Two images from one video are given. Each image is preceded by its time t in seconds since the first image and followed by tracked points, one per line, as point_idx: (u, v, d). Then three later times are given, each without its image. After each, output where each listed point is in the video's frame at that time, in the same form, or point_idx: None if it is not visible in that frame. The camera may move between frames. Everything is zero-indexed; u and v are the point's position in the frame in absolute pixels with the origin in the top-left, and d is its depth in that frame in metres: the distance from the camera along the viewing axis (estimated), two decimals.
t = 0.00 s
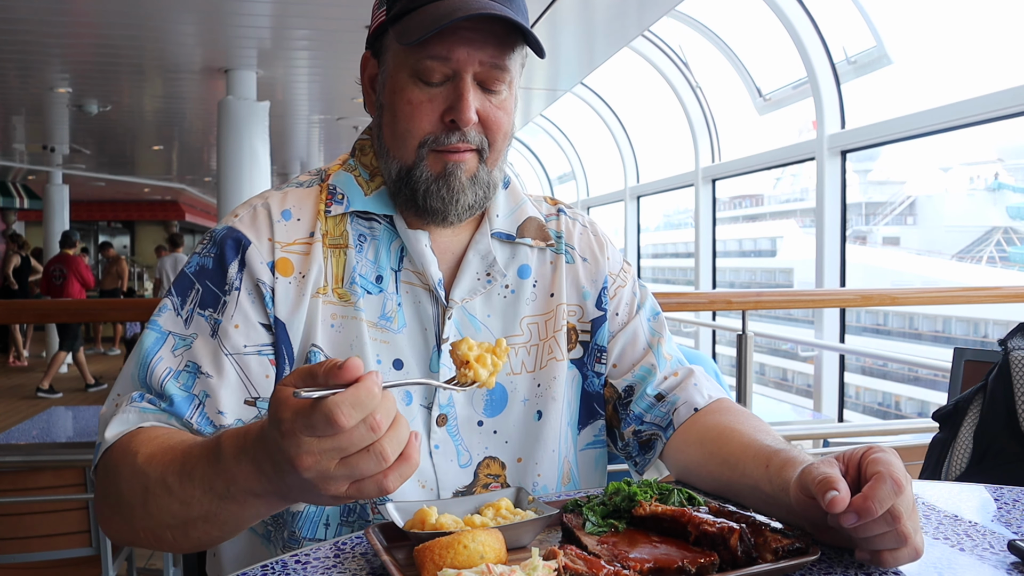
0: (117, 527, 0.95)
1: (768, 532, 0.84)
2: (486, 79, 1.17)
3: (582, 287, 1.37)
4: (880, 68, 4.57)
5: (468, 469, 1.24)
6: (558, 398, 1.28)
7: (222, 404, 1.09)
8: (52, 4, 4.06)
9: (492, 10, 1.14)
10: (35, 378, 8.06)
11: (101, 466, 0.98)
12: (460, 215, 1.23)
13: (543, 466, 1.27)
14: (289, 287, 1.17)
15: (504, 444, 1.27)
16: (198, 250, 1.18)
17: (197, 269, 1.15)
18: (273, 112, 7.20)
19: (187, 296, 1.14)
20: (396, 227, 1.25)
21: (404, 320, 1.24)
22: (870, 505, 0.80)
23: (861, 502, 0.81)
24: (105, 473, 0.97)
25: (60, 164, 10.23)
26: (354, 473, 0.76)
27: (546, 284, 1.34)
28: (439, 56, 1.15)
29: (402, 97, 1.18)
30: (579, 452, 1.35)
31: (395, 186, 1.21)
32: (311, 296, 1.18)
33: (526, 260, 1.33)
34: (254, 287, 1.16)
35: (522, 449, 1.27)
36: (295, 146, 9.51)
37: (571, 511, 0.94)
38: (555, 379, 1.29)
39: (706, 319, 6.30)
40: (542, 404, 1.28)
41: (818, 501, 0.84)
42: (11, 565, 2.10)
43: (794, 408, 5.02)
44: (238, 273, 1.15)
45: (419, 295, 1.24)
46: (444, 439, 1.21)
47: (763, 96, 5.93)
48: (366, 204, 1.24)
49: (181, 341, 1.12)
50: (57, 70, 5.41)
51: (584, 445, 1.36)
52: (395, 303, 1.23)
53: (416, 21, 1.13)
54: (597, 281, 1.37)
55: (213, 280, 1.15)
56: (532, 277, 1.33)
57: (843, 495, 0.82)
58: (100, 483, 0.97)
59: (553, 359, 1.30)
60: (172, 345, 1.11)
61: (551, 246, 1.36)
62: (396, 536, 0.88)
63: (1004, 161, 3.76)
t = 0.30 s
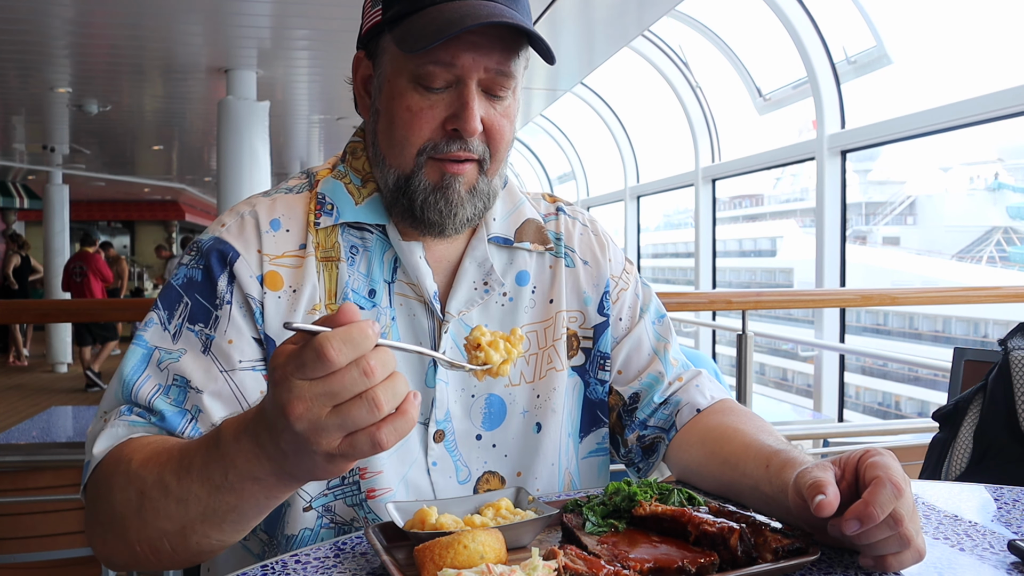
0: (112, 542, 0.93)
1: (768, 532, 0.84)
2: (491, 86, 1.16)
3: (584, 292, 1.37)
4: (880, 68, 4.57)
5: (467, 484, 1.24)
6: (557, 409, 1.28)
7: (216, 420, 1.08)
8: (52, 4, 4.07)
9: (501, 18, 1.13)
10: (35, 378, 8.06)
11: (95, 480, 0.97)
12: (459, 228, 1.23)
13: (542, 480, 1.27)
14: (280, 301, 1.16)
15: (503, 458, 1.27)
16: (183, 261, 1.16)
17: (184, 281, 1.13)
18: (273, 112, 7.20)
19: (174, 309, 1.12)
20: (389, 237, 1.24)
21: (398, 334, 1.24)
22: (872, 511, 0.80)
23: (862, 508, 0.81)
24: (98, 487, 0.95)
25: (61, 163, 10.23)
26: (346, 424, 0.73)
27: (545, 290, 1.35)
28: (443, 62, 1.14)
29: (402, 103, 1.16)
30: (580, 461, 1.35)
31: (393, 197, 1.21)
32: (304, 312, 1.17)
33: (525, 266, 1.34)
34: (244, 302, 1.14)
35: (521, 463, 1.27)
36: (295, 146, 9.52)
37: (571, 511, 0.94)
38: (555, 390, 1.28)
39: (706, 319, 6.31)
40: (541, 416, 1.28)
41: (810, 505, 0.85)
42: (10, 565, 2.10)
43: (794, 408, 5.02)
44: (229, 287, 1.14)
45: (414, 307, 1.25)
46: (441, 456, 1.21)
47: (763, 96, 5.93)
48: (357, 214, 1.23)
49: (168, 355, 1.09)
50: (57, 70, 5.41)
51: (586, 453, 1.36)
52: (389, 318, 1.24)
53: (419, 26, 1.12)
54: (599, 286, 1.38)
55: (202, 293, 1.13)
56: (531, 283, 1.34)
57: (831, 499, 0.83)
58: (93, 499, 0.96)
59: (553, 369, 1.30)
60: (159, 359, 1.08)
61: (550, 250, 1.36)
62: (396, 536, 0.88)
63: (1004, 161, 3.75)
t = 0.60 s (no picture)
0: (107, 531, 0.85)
1: (768, 532, 0.84)
2: (499, 99, 1.14)
3: (585, 296, 1.37)
4: (880, 68, 4.57)
5: (468, 492, 1.24)
6: (557, 416, 1.28)
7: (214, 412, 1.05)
8: (53, 5, 4.07)
9: (511, 34, 1.10)
10: (34, 378, 8.06)
11: (87, 468, 0.90)
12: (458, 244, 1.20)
13: (540, 487, 1.27)
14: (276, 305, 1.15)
15: (503, 466, 1.27)
16: (177, 261, 1.14)
17: (180, 279, 1.12)
18: (273, 112, 7.20)
19: (167, 306, 1.09)
20: (387, 244, 1.25)
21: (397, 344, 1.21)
22: (870, 514, 0.80)
23: (861, 511, 0.80)
24: (90, 474, 0.88)
25: (61, 163, 10.24)
26: (352, 372, 0.69)
27: (546, 295, 1.35)
28: (449, 75, 1.11)
29: (405, 115, 1.14)
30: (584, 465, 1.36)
31: (394, 211, 1.19)
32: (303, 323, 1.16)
33: (526, 271, 1.34)
34: (240, 305, 1.14)
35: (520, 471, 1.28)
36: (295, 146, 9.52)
37: (570, 511, 0.94)
38: (555, 398, 1.28)
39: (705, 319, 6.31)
40: (541, 424, 1.28)
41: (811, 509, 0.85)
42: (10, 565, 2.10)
43: (794, 408, 5.02)
44: (226, 289, 1.13)
45: (414, 314, 1.22)
46: (441, 465, 1.21)
47: (763, 96, 5.92)
48: (354, 220, 1.23)
49: (162, 351, 1.06)
50: (57, 70, 5.41)
51: (588, 458, 1.37)
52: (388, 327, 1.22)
53: (425, 38, 1.09)
54: (600, 291, 1.38)
55: (199, 292, 1.12)
56: (533, 289, 1.34)
57: (833, 505, 0.83)
58: (85, 489, 0.88)
59: (553, 376, 1.29)
60: (152, 353, 1.05)
61: (551, 254, 1.36)
62: (396, 536, 0.88)
63: (1004, 161, 3.75)
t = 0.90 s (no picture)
0: (116, 509, 0.82)
1: (768, 532, 0.84)
2: (508, 105, 1.13)
3: (590, 301, 1.38)
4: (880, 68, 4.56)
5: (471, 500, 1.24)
6: (558, 423, 1.27)
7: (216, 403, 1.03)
8: (53, 5, 4.07)
9: (522, 33, 1.09)
10: (34, 378, 8.06)
11: (88, 452, 0.86)
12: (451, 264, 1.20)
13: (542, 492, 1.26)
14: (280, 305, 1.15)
15: (507, 473, 1.27)
16: (179, 256, 1.14)
17: (184, 273, 1.11)
18: (273, 112, 7.20)
19: (170, 298, 1.08)
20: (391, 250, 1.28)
21: (400, 352, 1.21)
22: (870, 516, 0.80)
23: (860, 513, 0.81)
24: (93, 455, 0.85)
25: (60, 163, 10.24)
26: (364, 300, 0.72)
27: (551, 300, 1.35)
28: (457, 78, 1.10)
29: (409, 119, 1.13)
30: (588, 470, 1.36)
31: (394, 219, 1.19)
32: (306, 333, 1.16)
33: (531, 276, 1.33)
34: (243, 302, 1.14)
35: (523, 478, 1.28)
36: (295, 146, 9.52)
37: (570, 511, 0.94)
38: (557, 404, 1.28)
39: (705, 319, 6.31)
40: (543, 431, 1.27)
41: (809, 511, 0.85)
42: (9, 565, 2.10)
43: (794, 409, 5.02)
44: (232, 286, 1.14)
45: (418, 323, 1.22)
46: (444, 473, 1.21)
47: (763, 96, 5.92)
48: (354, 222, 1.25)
49: (164, 344, 1.04)
50: (57, 70, 5.41)
51: (593, 462, 1.37)
52: (391, 335, 1.20)
53: (433, 38, 1.08)
54: (605, 294, 1.38)
55: (204, 286, 1.11)
56: (537, 295, 1.33)
57: (832, 507, 0.82)
58: (89, 471, 0.84)
59: (556, 383, 1.29)
60: (154, 345, 1.03)
61: (556, 258, 1.36)
62: (396, 536, 0.89)
63: (1004, 161, 3.75)
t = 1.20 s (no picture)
0: (114, 524, 0.80)
1: (768, 532, 0.84)
2: (522, 113, 1.12)
3: (594, 304, 1.37)
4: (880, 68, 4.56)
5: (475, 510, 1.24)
6: (559, 432, 1.28)
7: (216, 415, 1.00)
8: (53, 5, 4.07)
9: (541, 40, 1.08)
10: (34, 378, 8.06)
11: (84, 465, 0.84)
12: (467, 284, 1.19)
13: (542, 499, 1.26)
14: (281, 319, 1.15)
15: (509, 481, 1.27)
16: (177, 266, 1.12)
17: (183, 283, 1.09)
18: (273, 112, 7.20)
19: (166, 309, 1.06)
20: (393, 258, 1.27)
21: (401, 365, 1.20)
22: (874, 517, 0.80)
23: (865, 514, 0.81)
24: (89, 469, 0.83)
25: (60, 163, 10.24)
26: (380, 296, 0.72)
27: (554, 305, 1.35)
28: (471, 86, 1.08)
29: (417, 128, 1.11)
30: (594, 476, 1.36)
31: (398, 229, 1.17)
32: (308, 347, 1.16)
33: (537, 282, 1.34)
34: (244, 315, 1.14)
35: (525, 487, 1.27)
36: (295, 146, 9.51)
37: (570, 511, 0.94)
38: (559, 411, 1.28)
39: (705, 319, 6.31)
40: (544, 440, 1.27)
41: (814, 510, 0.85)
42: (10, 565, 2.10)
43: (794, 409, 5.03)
44: (231, 300, 1.13)
45: (419, 334, 1.22)
46: (446, 483, 1.20)
47: (763, 96, 5.92)
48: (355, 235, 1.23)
49: (161, 355, 1.01)
50: (57, 70, 5.41)
51: (598, 468, 1.36)
52: (392, 348, 1.20)
53: (446, 44, 1.07)
54: (609, 298, 1.38)
55: (202, 297, 1.10)
56: (543, 300, 1.34)
57: (837, 506, 0.83)
58: (84, 485, 0.82)
59: (558, 391, 1.28)
60: (150, 357, 1.00)
61: (561, 263, 1.37)
62: (396, 536, 0.88)
63: (1004, 161, 3.75)
